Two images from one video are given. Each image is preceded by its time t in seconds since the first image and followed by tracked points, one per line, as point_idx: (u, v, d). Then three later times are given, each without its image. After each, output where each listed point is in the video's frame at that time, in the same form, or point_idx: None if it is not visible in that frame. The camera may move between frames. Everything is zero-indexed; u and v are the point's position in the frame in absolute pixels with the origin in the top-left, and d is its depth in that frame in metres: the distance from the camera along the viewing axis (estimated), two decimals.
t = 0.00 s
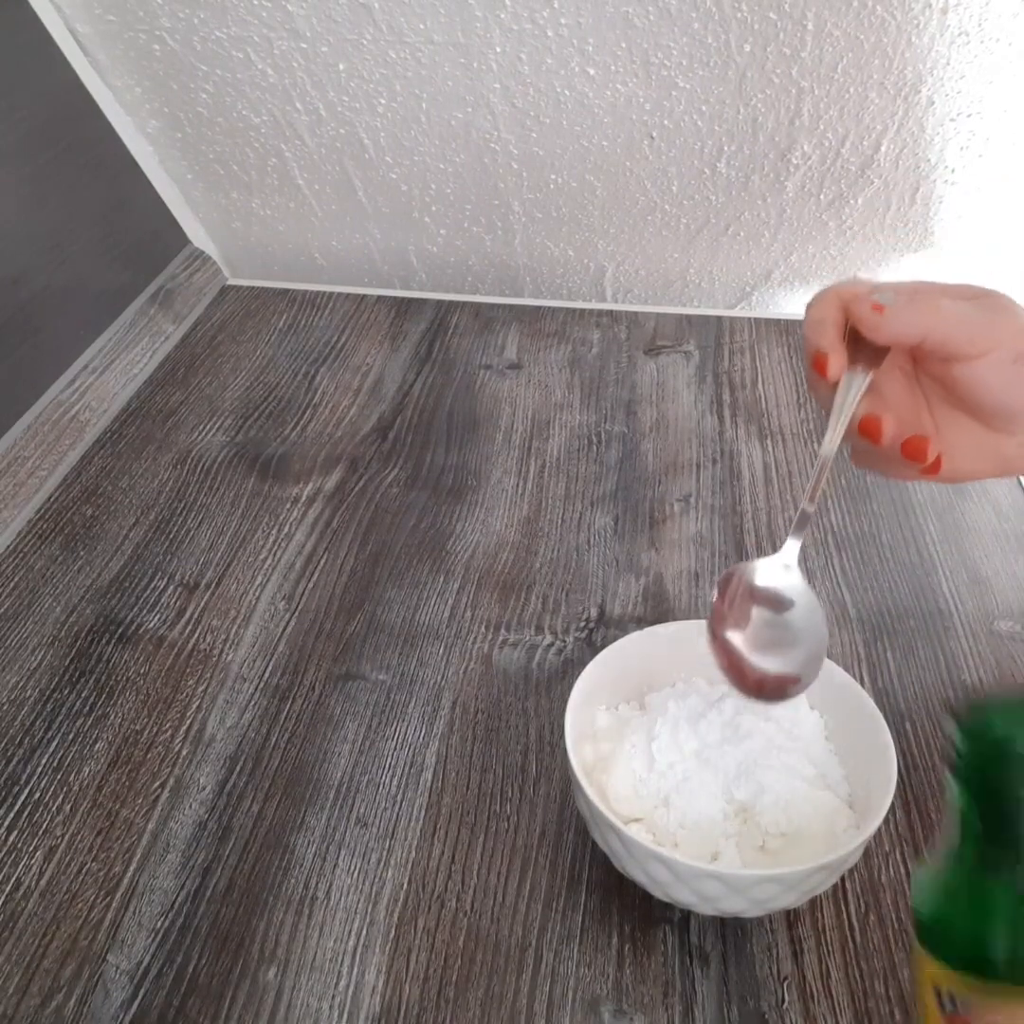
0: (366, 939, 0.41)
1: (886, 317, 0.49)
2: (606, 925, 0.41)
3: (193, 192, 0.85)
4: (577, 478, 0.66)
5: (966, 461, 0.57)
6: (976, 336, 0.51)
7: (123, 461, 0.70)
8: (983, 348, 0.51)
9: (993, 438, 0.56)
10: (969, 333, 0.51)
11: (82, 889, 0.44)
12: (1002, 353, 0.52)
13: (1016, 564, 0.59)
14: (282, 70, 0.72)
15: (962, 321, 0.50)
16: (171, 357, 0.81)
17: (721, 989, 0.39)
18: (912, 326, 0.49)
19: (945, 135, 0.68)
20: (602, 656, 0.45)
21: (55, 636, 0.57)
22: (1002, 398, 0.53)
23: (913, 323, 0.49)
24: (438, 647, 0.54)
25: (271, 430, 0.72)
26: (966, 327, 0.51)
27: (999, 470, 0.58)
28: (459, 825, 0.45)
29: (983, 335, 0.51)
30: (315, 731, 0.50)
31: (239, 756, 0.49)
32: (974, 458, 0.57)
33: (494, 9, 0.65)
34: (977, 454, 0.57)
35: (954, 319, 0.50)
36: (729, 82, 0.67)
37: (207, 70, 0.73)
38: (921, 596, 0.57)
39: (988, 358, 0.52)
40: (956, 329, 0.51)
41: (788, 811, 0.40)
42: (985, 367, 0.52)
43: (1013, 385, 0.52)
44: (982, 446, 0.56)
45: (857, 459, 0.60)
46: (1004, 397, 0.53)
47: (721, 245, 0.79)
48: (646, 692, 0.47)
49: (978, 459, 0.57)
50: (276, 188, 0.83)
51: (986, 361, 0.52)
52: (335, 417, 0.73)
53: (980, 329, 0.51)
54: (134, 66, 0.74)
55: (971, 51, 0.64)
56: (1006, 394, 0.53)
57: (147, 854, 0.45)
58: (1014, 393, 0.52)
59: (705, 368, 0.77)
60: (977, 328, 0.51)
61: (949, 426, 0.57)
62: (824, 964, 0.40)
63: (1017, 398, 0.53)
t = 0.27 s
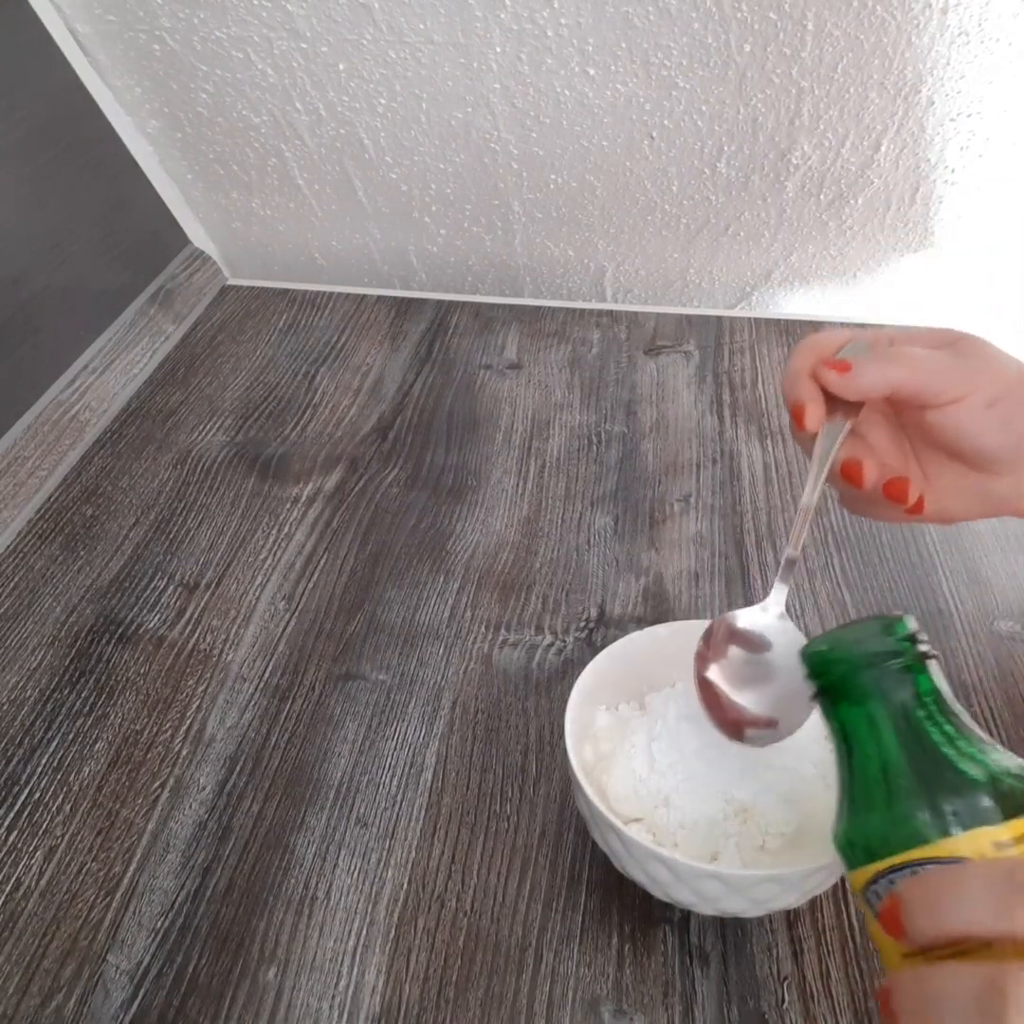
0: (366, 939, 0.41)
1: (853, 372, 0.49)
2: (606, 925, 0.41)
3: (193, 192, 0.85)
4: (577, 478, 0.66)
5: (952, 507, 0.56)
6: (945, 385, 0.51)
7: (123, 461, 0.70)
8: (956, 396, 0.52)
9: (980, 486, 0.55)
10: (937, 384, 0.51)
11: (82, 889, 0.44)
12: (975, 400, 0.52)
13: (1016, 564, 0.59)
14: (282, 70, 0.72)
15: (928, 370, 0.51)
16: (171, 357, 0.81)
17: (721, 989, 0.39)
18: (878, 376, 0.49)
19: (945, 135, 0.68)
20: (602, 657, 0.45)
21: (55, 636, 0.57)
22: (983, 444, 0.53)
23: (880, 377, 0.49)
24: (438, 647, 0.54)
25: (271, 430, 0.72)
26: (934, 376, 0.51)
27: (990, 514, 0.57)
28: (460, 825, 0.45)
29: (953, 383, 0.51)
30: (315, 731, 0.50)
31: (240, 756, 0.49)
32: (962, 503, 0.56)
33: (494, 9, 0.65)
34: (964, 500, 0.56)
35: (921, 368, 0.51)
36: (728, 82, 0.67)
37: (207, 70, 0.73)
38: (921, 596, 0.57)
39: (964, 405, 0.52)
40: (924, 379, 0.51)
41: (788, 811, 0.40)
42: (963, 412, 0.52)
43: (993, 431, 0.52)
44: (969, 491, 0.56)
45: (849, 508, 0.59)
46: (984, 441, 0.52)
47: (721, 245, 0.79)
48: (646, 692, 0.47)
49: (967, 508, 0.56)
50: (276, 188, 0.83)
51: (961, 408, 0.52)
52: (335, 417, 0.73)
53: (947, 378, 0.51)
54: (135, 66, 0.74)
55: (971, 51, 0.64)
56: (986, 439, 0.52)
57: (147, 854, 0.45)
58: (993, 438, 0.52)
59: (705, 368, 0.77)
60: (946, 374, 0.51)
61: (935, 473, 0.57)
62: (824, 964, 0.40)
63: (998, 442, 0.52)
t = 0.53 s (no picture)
0: (366, 939, 0.41)
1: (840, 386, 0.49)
2: (606, 925, 0.41)
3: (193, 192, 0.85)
4: (577, 478, 0.66)
5: (934, 518, 0.57)
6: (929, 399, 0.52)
7: (123, 461, 0.70)
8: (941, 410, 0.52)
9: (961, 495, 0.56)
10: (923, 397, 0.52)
11: (82, 889, 0.44)
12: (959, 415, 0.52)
13: (1017, 564, 0.59)
14: (282, 70, 0.72)
15: (914, 384, 0.51)
16: (171, 357, 0.81)
17: (721, 989, 0.39)
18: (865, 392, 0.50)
19: (945, 135, 0.68)
20: (602, 658, 0.45)
21: (55, 636, 0.57)
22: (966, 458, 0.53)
23: (866, 390, 0.50)
24: (437, 647, 0.54)
25: (271, 430, 0.72)
26: (920, 390, 0.51)
27: (973, 525, 0.57)
28: (459, 825, 0.45)
29: (938, 397, 0.52)
30: (315, 731, 0.50)
31: (239, 756, 0.49)
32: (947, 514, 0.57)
33: (494, 8, 0.65)
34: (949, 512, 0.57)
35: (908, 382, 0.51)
36: (728, 82, 0.67)
37: (207, 70, 0.73)
38: (921, 596, 0.57)
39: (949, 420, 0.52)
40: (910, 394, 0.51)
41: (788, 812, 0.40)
42: (947, 427, 0.53)
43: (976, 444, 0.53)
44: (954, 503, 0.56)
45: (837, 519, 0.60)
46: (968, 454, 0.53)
47: (721, 245, 0.79)
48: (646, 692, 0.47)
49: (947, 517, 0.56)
50: (276, 188, 0.83)
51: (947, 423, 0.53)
52: (335, 418, 0.73)
53: (932, 391, 0.52)
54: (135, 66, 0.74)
55: (971, 51, 0.64)
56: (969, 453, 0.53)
57: (147, 854, 0.45)
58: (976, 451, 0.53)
59: (705, 368, 0.77)
60: (932, 390, 0.52)
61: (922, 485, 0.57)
62: (824, 964, 0.40)
63: (981, 454, 0.53)
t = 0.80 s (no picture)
0: (366, 939, 0.41)
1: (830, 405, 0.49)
2: (606, 924, 0.41)
3: (193, 192, 0.85)
4: (577, 478, 0.66)
5: (930, 532, 0.58)
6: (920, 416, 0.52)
7: (123, 461, 0.70)
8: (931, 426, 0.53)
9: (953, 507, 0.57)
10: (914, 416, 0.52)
11: (82, 889, 0.44)
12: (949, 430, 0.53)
13: (1016, 564, 0.59)
14: (282, 71, 0.72)
15: (905, 402, 0.51)
16: (171, 357, 0.81)
17: (722, 989, 0.39)
18: (859, 413, 0.50)
19: (945, 135, 0.68)
20: (602, 658, 0.45)
21: (55, 636, 0.57)
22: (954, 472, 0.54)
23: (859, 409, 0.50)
24: (438, 647, 0.54)
25: (271, 430, 0.72)
26: (912, 408, 0.52)
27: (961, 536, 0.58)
28: (460, 825, 0.45)
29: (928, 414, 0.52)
30: (315, 731, 0.50)
31: (239, 756, 0.49)
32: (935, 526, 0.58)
33: (494, 9, 0.65)
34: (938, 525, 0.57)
35: (901, 402, 0.51)
36: (728, 82, 0.67)
37: (207, 70, 0.73)
38: (920, 596, 0.57)
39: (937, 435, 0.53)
40: (900, 411, 0.51)
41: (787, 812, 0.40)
42: (937, 441, 0.53)
43: (964, 457, 0.54)
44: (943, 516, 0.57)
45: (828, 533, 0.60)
46: (957, 468, 0.54)
47: (721, 245, 0.79)
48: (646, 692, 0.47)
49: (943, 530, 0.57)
50: (276, 188, 0.83)
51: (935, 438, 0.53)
52: (335, 418, 0.73)
53: (921, 409, 0.52)
54: (134, 67, 0.74)
55: (971, 51, 0.64)
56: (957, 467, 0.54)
57: (148, 853, 0.45)
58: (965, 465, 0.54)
59: (705, 368, 0.77)
60: (922, 408, 0.52)
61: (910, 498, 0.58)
62: (824, 965, 0.40)
63: (969, 468, 0.54)
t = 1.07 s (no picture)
0: (366, 939, 0.41)
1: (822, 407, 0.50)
2: (606, 924, 0.41)
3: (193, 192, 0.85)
4: (577, 478, 0.66)
5: (923, 534, 0.57)
6: (910, 420, 0.53)
7: (123, 461, 0.70)
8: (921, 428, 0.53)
9: (948, 512, 0.57)
10: (905, 418, 0.53)
11: (82, 889, 0.44)
12: (939, 433, 0.54)
13: (1016, 564, 0.59)
14: (282, 71, 0.72)
15: (895, 406, 0.52)
16: (171, 357, 0.81)
17: (722, 989, 0.39)
18: (851, 417, 0.51)
19: (945, 135, 0.68)
20: (602, 659, 0.45)
21: (55, 636, 0.57)
22: (945, 474, 0.55)
23: (849, 412, 0.51)
24: (437, 647, 0.54)
25: (271, 430, 0.72)
26: (902, 411, 0.53)
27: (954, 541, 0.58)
28: (459, 825, 0.45)
29: (918, 417, 0.53)
30: (315, 730, 0.50)
31: (239, 756, 0.49)
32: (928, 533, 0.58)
33: (494, 9, 0.65)
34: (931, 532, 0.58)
35: (891, 405, 0.52)
36: (728, 82, 0.67)
37: (207, 70, 0.73)
38: (921, 596, 0.57)
39: (928, 438, 0.54)
40: (891, 414, 0.52)
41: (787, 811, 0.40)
42: (928, 444, 0.54)
43: (955, 459, 0.54)
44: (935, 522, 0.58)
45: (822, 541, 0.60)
46: (948, 470, 0.55)
47: (721, 245, 0.79)
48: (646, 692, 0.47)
49: (940, 535, 0.57)
50: (276, 188, 0.83)
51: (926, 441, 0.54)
52: (335, 418, 0.73)
53: (911, 412, 0.53)
54: (135, 67, 0.74)
55: (971, 51, 0.64)
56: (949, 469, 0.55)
57: (147, 853, 0.45)
58: (956, 467, 0.55)
59: (705, 368, 0.77)
60: (911, 411, 0.53)
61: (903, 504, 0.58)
62: (824, 965, 0.40)
63: (960, 470, 0.55)
